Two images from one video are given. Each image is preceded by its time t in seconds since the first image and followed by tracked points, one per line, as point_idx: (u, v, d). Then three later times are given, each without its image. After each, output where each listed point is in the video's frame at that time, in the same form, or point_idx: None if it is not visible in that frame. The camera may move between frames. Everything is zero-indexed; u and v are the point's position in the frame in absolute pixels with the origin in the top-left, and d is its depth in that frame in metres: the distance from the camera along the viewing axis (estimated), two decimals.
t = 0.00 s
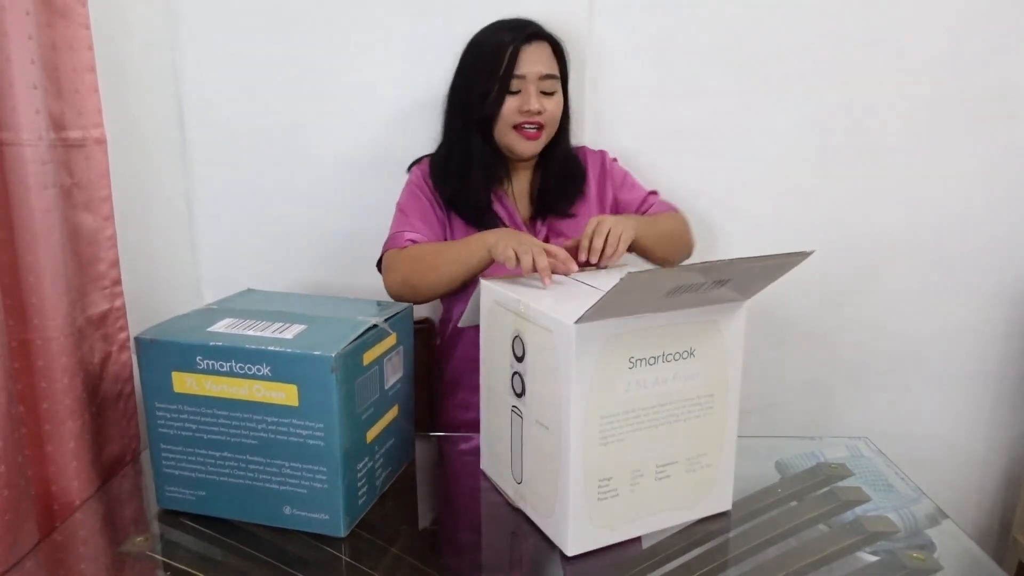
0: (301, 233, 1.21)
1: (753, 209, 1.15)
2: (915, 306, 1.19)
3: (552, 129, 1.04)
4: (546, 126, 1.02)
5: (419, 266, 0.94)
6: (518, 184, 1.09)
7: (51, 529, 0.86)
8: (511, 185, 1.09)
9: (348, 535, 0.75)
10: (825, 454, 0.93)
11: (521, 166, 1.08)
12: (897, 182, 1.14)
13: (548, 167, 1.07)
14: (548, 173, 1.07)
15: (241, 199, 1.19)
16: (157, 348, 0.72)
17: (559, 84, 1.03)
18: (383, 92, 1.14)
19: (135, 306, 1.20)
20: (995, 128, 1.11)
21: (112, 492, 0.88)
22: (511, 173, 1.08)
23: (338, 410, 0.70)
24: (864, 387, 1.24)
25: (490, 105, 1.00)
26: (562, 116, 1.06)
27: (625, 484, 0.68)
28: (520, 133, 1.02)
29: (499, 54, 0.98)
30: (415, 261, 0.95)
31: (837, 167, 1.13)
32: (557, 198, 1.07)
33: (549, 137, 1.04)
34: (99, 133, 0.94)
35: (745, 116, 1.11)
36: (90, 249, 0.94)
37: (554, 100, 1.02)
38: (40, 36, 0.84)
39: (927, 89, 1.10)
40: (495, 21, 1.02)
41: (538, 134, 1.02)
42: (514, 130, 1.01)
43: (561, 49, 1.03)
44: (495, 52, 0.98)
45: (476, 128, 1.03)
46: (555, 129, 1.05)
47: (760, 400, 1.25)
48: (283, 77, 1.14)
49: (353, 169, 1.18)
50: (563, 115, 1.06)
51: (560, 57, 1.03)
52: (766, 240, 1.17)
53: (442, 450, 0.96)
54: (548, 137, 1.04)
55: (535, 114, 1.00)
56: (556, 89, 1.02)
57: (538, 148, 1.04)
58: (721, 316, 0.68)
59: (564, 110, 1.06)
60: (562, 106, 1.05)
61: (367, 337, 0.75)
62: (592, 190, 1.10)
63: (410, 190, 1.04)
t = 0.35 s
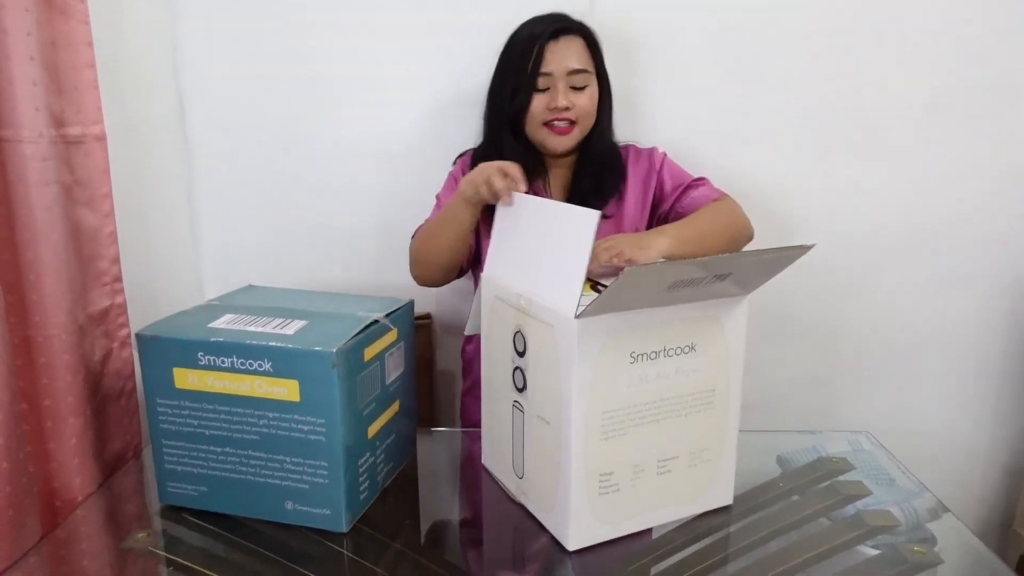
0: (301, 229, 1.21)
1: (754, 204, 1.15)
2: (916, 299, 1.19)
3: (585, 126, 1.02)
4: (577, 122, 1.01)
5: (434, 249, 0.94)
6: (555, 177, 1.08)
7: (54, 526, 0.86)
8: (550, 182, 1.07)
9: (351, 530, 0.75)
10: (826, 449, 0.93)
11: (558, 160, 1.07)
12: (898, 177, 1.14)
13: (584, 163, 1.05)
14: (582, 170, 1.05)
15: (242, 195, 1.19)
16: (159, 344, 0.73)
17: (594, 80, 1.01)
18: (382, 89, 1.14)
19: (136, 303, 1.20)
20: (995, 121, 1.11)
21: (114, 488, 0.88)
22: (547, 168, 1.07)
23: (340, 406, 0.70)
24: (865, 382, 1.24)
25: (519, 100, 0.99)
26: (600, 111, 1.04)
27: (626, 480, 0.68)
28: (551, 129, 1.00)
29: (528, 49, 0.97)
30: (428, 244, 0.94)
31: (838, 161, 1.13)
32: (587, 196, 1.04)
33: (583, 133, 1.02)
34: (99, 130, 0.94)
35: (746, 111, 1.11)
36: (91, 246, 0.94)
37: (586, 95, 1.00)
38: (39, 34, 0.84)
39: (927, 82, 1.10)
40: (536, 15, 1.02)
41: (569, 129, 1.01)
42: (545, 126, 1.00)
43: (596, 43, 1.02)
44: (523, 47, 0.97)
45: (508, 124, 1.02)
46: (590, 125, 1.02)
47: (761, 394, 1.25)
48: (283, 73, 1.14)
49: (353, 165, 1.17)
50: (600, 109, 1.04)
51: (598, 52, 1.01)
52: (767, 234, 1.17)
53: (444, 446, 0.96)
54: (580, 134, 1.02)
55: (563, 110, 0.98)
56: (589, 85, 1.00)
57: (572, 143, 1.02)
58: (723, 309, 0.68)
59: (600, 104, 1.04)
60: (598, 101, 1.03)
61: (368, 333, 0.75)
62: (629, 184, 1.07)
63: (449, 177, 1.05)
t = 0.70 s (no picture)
0: (299, 229, 1.21)
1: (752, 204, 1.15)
2: (913, 300, 1.19)
3: (601, 131, 1.02)
4: (593, 129, 1.01)
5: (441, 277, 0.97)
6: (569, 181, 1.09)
7: (51, 525, 0.86)
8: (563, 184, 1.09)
9: (348, 530, 0.75)
10: (823, 449, 0.93)
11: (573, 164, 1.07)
12: (895, 178, 1.14)
13: (604, 167, 1.07)
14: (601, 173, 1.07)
15: (239, 195, 1.19)
16: (156, 344, 0.72)
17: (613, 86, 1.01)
18: (380, 88, 1.14)
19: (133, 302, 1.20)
20: (992, 122, 1.11)
21: (111, 488, 0.88)
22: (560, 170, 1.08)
23: (337, 406, 0.70)
24: (861, 381, 1.24)
25: (536, 102, 0.99)
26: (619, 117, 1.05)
27: (624, 480, 0.68)
28: (565, 133, 1.01)
29: (548, 52, 0.97)
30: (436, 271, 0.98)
31: (835, 162, 1.13)
32: (604, 200, 1.06)
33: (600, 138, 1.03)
34: (96, 129, 0.94)
35: (744, 111, 1.11)
36: (88, 246, 0.94)
37: (604, 101, 1.00)
38: (36, 33, 0.84)
39: (924, 83, 1.10)
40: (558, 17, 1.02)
41: (585, 135, 1.01)
42: (560, 130, 1.01)
43: (619, 48, 1.01)
44: (544, 50, 0.97)
45: (525, 124, 1.03)
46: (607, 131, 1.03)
47: (758, 394, 1.25)
48: (281, 72, 1.14)
49: (351, 164, 1.17)
50: (617, 116, 1.04)
51: (619, 58, 1.01)
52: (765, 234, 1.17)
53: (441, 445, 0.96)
54: (596, 140, 1.02)
55: (579, 116, 0.98)
56: (607, 91, 1.00)
57: (587, 149, 1.02)
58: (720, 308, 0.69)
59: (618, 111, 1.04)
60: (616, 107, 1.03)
61: (366, 333, 0.75)
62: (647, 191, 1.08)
63: (466, 183, 1.06)
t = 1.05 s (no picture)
0: (298, 227, 1.21)
1: (752, 200, 1.15)
2: (913, 296, 1.19)
3: (609, 125, 1.02)
4: (601, 122, 1.01)
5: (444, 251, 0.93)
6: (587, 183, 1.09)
7: (52, 524, 0.87)
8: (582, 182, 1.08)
9: (348, 527, 0.75)
10: (824, 445, 0.93)
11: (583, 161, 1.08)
12: (894, 173, 1.14)
13: (618, 160, 1.06)
14: (616, 167, 1.06)
15: (239, 193, 1.19)
16: (156, 342, 0.73)
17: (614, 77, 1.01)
18: (379, 86, 1.14)
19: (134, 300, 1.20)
20: (992, 117, 1.11)
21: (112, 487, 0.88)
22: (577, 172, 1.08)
23: (338, 403, 0.70)
24: (861, 377, 1.24)
25: (542, 106, 0.99)
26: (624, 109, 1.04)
27: (666, 482, 0.66)
28: (576, 132, 1.00)
29: (544, 54, 0.97)
30: (446, 243, 0.96)
31: (834, 158, 1.13)
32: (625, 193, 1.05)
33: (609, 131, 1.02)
34: (95, 127, 0.94)
35: (743, 107, 1.11)
36: (88, 245, 0.94)
37: (607, 93, 1.00)
38: (34, 31, 0.84)
39: (924, 78, 1.10)
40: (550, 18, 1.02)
41: (593, 130, 1.01)
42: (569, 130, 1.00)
43: (612, 40, 1.01)
44: (542, 50, 0.97)
45: (534, 130, 1.02)
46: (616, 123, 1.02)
47: (758, 390, 1.25)
48: (279, 70, 1.14)
49: (350, 162, 1.17)
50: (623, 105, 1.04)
51: (615, 49, 1.01)
52: (765, 230, 1.17)
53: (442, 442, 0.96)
54: (606, 134, 1.02)
55: (585, 112, 0.98)
56: (608, 83, 1.00)
57: (600, 143, 1.02)
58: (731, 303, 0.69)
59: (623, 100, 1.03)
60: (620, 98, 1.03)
61: (366, 330, 0.75)
62: (658, 187, 1.08)
63: (472, 169, 1.04)
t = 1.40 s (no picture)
0: (294, 231, 1.21)
1: (748, 207, 1.16)
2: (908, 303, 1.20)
3: (611, 129, 1.01)
4: (603, 127, 1.00)
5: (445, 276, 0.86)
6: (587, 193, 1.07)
7: (44, 529, 0.86)
8: (582, 192, 1.07)
9: (342, 533, 0.75)
10: (818, 453, 0.93)
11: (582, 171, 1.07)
12: (889, 181, 1.14)
13: (618, 166, 1.05)
14: (619, 173, 1.05)
15: (236, 197, 1.19)
16: (151, 346, 0.72)
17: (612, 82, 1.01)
18: (376, 90, 1.14)
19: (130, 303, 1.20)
20: (987, 127, 1.11)
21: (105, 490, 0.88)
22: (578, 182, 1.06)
23: (333, 409, 0.70)
24: (856, 384, 1.24)
25: (540, 112, 0.98)
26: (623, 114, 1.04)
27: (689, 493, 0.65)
28: (577, 137, 0.99)
29: (540, 62, 0.97)
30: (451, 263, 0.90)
31: (829, 166, 1.14)
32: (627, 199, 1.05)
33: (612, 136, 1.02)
34: (91, 131, 0.94)
35: (739, 115, 1.12)
36: (84, 248, 0.93)
37: (606, 97, 0.99)
38: (31, 34, 0.84)
39: (919, 87, 1.10)
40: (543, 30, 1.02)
41: (595, 134, 1.00)
42: (570, 137, 0.99)
43: (609, 47, 1.02)
44: (540, 54, 0.97)
45: (534, 137, 1.00)
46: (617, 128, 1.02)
47: (752, 396, 1.26)
48: (277, 74, 1.14)
49: (347, 167, 1.17)
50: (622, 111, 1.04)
51: (612, 53, 1.01)
52: (761, 236, 1.17)
53: (436, 449, 0.96)
54: (608, 138, 1.01)
55: (586, 117, 0.97)
56: (606, 87, 0.99)
57: (601, 148, 1.00)
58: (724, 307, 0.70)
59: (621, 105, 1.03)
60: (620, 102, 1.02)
61: (362, 336, 0.75)
62: (659, 197, 1.08)
63: (479, 181, 1.00)
